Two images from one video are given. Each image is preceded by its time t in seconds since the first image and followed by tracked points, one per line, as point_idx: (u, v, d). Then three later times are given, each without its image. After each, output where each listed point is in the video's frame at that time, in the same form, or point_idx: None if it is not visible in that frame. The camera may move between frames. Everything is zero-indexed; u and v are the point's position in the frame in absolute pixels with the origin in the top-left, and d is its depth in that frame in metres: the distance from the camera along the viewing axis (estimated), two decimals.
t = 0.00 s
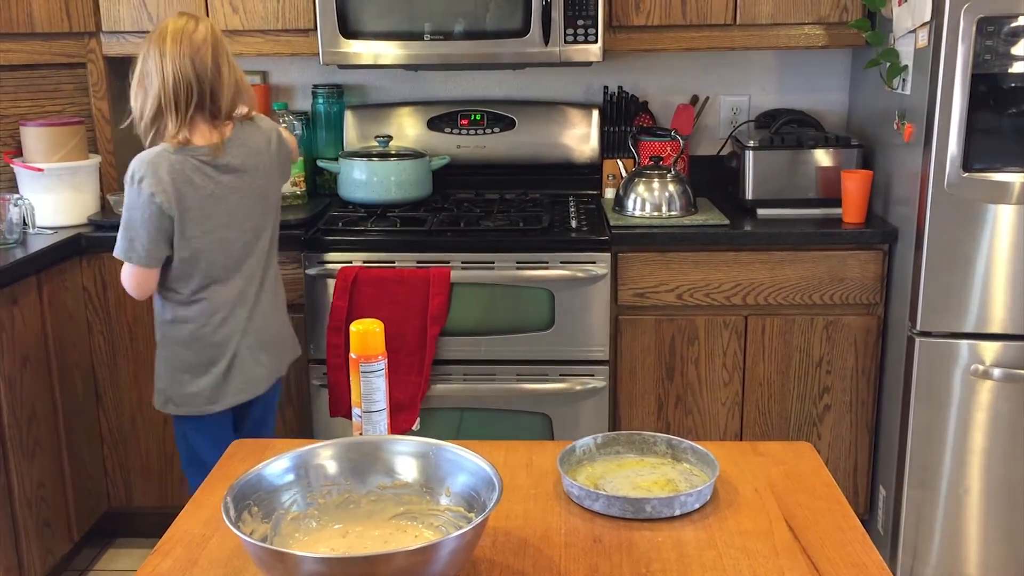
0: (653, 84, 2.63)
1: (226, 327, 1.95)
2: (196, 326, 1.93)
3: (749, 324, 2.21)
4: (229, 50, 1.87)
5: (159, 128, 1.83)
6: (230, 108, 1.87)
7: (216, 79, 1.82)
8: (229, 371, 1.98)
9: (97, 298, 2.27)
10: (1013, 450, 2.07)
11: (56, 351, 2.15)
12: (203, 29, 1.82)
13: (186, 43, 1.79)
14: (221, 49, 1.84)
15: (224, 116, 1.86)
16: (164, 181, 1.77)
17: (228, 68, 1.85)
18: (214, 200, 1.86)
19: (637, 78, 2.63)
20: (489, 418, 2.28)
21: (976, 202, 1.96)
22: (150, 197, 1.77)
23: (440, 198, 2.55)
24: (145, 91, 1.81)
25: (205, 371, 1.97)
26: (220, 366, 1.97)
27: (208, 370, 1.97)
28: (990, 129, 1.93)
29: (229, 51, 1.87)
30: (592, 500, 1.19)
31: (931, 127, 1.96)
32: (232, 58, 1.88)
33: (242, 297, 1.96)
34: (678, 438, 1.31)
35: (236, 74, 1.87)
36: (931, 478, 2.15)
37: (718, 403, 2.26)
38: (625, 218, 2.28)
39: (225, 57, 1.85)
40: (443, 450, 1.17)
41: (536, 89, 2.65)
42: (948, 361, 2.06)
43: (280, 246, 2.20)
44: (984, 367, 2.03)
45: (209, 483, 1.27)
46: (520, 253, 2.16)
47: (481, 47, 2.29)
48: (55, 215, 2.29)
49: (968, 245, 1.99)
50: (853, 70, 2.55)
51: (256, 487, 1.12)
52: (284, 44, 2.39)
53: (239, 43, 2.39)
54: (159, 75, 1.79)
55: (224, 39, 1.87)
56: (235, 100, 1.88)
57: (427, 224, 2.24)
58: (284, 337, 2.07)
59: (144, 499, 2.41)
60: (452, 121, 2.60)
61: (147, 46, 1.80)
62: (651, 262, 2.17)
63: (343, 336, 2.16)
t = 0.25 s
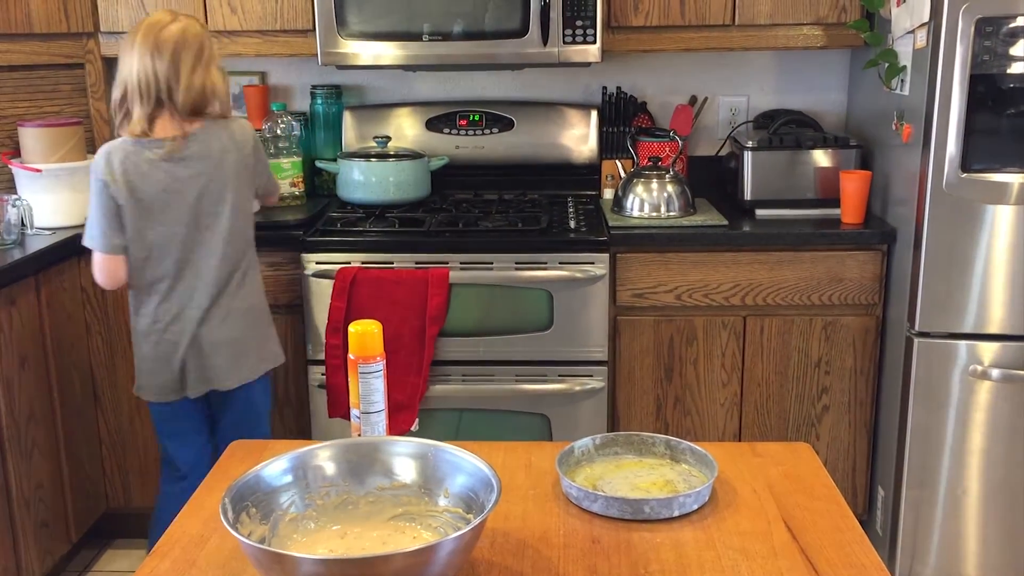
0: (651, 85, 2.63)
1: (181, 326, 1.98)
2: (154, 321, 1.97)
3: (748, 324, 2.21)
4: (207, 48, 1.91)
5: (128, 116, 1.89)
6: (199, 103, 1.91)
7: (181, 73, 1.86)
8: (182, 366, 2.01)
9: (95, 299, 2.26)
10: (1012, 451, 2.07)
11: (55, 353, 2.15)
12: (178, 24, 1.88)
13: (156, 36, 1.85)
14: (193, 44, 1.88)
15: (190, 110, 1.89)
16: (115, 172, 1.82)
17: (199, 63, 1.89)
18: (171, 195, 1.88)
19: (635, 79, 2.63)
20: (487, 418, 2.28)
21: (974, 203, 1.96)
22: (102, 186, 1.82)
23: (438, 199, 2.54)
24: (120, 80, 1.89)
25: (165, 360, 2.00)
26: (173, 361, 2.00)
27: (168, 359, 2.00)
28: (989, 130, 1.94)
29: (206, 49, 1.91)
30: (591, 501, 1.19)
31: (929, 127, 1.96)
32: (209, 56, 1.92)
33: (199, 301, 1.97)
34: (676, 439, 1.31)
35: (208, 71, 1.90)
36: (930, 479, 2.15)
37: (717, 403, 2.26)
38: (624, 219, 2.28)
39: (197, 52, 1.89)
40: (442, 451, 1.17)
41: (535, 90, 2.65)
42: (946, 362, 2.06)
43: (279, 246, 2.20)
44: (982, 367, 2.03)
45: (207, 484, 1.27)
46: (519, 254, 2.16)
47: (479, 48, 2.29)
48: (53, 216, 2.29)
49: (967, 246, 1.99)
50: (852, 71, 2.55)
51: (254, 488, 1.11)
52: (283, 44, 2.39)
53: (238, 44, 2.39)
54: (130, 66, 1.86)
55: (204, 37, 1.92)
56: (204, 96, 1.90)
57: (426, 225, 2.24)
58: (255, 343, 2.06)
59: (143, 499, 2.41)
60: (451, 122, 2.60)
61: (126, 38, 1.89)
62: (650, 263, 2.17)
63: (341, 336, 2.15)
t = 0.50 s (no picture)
0: (649, 85, 2.63)
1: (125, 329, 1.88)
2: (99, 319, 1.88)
3: (746, 325, 2.21)
4: (156, 48, 1.76)
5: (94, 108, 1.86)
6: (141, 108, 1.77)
7: (117, 74, 1.73)
8: (127, 372, 1.91)
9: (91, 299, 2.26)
10: (1010, 452, 2.07)
11: (51, 353, 2.15)
12: (133, 24, 1.76)
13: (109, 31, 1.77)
14: (139, 44, 1.74)
15: (128, 114, 1.76)
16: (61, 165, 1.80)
17: (140, 65, 1.74)
18: (101, 194, 1.79)
19: (633, 79, 2.62)
20: (485, 419, 2.28)
21: (972, 203, 1.96)
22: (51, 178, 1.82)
23: (436, 199, 2.54)
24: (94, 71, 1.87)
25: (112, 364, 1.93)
26: (120, 365, 1.91)
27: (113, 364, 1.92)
28: (986, 130, 1.94)
29: (155, 50, 1.76)
30: (588, 502, 1.18)
31: (927, 127, 1.96)
32: (159, 57, 1.77)
33: (144, 305, 1.86)
34: (674, 440, 1.31)
35: (149, 73, 1.75)
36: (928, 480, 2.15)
37: (714, 404, 2.26)
38: (622, 219, 2.27)
39: (144, 53, 1.75)
40: (439, 452, 1.17)
41: (532, 90, 2.65)
42: (944, 363, 2.06)
43: (276, 247, 2.19)
44: (980, 368, 2.03)
45: (205, 484, 1.27)
46: (516, 254, 2.15)
47: (477, 48, 2.28)
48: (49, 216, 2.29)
49: (964, 247, 1.99)
50: (849, 71, 2.55)
51: (250, 489, 1.11)
52: (280, 44, 2.38)
53: (235, 44, 2.38)
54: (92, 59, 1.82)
55: (159, 36, 1.77)
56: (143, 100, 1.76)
57: (424, 225, 2.23)
58: (205, 360, 1.92)
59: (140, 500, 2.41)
60: (449, 122, 2.59)
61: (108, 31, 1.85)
62: (648, 263, 2.17)
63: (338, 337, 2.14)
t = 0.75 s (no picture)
0: (647, 86, 2.63)
1: (100, 325, 1.89)
2: (81, 310, 1.90)
3: (743, 326, 2.21)
4: (129, 51, 1.76)
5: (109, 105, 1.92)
6: (115, 110, 1.78)
7: (90, 76, 1.75)
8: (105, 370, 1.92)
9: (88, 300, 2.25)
10: (1007, 453, 2.07)
11: (48, 354, 2.14)
12: (109, 27, 1.77)
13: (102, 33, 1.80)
14: (110, 47, 1.75)
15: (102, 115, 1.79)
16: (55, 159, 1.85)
17: (110, 67, 1.75)
18: (79, 191, 1.82)
19: (631, 80, 2.62)
20: (483, 420, 2.28)
21: (969, 205, 1.96)
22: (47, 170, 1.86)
23: (434, 200, 2.54)
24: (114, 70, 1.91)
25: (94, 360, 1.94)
26: (97, 362, 1.93)
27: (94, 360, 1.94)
28: (983, 131, 1.94)
29: (127, 52, 1.76)
30: (586, 503, 1.18)
31: (924, 128, 1.96)
32: (132, 60, 1.76)
33: (118, 304, 1.86)
34: (672, 441, 1.31)
35: (118, 75, 1.75)
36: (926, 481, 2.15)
37: (712, 405, 2.26)
38: (620, 220, 2.27)
39: (114, 55, 1.75)
40: (437, 453, 1.16)
41: (530, 91, 2.65)
42: (942, 364, 2.06)
43: (274, 247, 2.19)
44: (977, 369, 2.03)
45: (202, 485, 1.27)
46: (514, 255, 2.15)
47: (475, 48, 2.28)
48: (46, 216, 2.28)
49: (962, 248, 1.99)
50: (847, 72, 2.55)
51: (248, 490, 1.11)
52: (278, 45, 2.38)
53: (232, 44, 2.38)
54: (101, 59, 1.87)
55: (133, 39, 1.77)
56: (115, 102, 1.77)
57: (422, 226, 2.23)
58: (175, 367, 1.91)
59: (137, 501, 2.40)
60: (446, 122, 2.59)
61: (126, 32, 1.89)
62: (645, 265, 2.17)
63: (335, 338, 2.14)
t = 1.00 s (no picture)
0: (639, 86, 2.63)
1: (94, 332, 1.87)
2: (82, 314, 1.89)
3: (735, 325, 2.21)
4: (157, 63, 1.71)
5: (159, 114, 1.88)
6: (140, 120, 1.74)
7: (120, 85, 1.71)
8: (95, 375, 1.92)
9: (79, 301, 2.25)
10: (998, 452, 2.07)
11: (38, 355, 2.14)
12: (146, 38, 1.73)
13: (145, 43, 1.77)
14: (140, 58, 1.70)
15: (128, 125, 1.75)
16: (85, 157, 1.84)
17: (136, 78, 1.70)
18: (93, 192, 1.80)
19: (623, 80, 2.63)
20: (476, 420, 2.28)
21: (960, 204, 1.96)
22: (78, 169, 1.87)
23: (426, 200, 2.53)
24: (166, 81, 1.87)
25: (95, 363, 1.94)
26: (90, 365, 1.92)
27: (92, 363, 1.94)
28: (974, 131, 1.95)
29: (155, 65, 1.70)
30: (578, 503, 1.18)
31: (915, 128, 1.96)
32: (159, 73, 1.71)
33: (110, 312, 1.84)
34: (663, 441, 1.31)
35: (142, 87, 1.70)
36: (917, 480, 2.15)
37: (704, 404, 2.26)
38: (612, 220, 2.27)
39: (142, 66, 1.70)
40: (428, 454, 1.16)
41: (522, 91, 2.65)
42: (933, 363, 2.06)
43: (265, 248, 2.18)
44: (969, 368, 2.03)
45: (193, 487, 1.26)
46: (506, 255, 2.15)
47: (467, 48, 2.28)
48: (37, 217, 2.28)
49: (953, 248, 1.99)
50: (838, 72, 2.56)
51: (238, 491, 1.10)
52: (269, 45, 2.38)
53: (223, 44, 2.38)
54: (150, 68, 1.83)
55: (163, 52, 1.71)
56: (140, 113, 1.72)
57: (414, 226, 2.23)
58: (150, 386, 1.85)
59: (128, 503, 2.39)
60: (439, 122, 2.59)
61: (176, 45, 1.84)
62: (637, 264, 2.17)
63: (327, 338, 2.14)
